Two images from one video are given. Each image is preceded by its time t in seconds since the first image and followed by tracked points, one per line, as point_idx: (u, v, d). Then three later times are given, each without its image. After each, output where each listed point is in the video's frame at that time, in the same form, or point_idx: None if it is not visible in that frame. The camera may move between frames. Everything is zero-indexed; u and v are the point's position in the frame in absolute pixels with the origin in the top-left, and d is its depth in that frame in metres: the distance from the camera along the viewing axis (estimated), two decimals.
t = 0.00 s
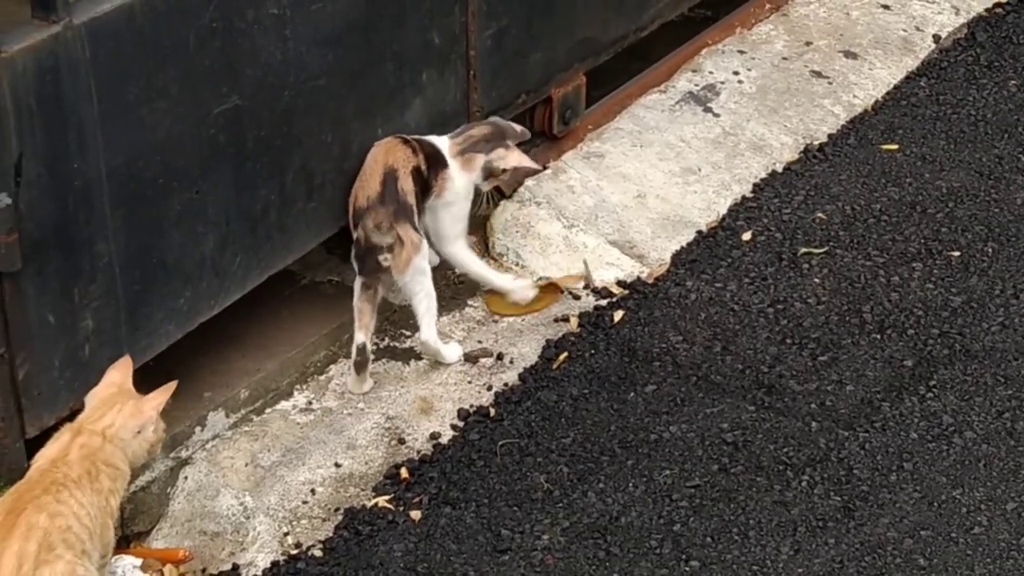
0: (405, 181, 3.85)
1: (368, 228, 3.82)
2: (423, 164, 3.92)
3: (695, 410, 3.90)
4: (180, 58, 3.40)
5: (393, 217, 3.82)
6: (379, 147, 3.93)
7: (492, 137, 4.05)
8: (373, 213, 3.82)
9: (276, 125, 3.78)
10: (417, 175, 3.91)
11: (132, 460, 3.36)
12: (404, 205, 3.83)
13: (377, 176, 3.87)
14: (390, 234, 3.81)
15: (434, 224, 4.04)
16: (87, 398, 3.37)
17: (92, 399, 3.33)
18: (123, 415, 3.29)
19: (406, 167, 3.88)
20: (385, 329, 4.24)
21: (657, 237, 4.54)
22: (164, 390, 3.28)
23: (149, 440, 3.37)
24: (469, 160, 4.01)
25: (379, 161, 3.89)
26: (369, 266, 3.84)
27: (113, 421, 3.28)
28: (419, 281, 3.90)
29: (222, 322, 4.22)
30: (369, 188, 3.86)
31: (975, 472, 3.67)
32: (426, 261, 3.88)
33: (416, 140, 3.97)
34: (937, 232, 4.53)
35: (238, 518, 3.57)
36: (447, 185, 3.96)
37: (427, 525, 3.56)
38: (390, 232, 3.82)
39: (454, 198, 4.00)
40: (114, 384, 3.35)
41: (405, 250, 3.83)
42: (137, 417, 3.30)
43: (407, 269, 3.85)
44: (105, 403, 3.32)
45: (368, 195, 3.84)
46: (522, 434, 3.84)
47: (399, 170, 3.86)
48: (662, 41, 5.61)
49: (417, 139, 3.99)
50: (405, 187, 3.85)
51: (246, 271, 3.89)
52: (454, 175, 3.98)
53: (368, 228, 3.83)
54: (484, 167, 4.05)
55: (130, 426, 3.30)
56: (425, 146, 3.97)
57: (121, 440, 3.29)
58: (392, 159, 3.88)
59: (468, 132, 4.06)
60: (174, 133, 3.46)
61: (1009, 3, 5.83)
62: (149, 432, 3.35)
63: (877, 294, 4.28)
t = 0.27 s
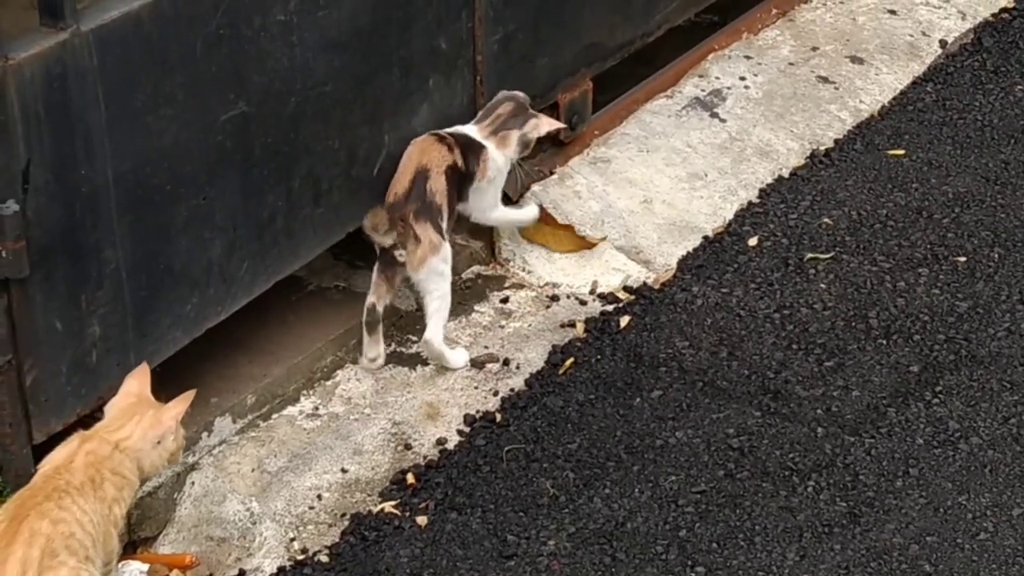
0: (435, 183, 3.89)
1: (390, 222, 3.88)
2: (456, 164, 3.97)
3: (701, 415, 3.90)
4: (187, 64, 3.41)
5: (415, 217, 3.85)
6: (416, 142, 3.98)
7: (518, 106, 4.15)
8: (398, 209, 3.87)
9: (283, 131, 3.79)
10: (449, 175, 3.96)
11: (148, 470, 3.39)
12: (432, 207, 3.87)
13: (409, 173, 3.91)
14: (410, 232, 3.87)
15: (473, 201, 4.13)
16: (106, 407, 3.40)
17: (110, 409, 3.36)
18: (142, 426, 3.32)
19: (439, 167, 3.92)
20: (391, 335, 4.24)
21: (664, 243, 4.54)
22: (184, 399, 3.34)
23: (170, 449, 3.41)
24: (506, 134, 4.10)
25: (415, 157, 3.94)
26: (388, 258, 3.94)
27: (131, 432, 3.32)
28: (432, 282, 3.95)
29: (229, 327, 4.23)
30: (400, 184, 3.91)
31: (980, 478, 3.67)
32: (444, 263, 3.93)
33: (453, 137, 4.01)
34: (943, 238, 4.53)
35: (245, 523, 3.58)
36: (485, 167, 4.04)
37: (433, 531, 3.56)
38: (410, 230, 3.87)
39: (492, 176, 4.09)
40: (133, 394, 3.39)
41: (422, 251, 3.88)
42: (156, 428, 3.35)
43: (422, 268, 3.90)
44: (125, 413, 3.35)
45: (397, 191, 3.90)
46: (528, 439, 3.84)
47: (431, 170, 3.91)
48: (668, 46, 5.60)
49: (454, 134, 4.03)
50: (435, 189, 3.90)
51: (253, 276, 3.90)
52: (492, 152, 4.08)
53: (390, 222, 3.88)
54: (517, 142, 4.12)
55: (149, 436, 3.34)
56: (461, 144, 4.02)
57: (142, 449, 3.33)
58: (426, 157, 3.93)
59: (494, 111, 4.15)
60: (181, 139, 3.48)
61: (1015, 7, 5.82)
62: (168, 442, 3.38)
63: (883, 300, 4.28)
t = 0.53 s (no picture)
0: (456, 163, 3.99)
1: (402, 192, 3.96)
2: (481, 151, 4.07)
3: (702, 424, 3.90)
4: (187, 74, 3.41)
5: (425, 193, 3.94)
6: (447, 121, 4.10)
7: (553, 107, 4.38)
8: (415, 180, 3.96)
9: (284, 140, 3.79)
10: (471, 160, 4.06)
11: (153, 481, 3.39)
12: (447, 185, 3.96)
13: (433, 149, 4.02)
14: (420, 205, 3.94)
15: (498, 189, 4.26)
16: (113, 420, 3.43)
17: (116, 420, 3.39)
18: (150, 436, 3.35)
19: (463, 150, 4.03)
20: (391, 344, 4.24)
21: (664, 250, 4.52)
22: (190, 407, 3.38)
23: (176, 460, 3.43)
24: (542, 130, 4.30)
25: (442, 135, 4.05)
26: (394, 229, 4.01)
27: (138, 442, 3.34)
28: (433, 262, 4.00)
29: (230, 335, 4.23)
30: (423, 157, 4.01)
31: (981, 486, 3.67)
32: (446, 247, 4.00)
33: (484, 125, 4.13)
34: (944, 245, 4.53)
35: (245, 532, 3.58)
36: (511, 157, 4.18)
37: (433, 540, 3.56)
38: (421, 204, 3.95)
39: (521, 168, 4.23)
40: (138, 404, 3.42)
41: (426, 229, 3.96)
42: (164, 438, 3.37)
43: (423, 246, 3.98)
44: (131, 425, 3.38)
45: (417, 164, 4.00)
46: (528, 447, 3.84)
47: (455, 150, 4.01)
48: (668, 53, 5.60)
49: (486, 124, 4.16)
50: (453, 169, 3.99)
51: (254, 285, 3.90)
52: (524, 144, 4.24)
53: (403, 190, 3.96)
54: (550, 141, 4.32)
55: (157, 447, 3.36)
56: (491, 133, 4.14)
57: (149, 459, 3.35)
58: (454, 136, 4.04)
59: (531, 109, 4.36)
60: (181, 148, 3.48)
61: (1016, 14, 5.81)
62: (176, 452, 3.41)
63: (883, 308, 4.27)
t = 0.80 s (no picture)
0: (466, 147, 4.02)
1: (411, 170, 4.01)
2: (497, 138, 4.09)
3: (707, 428, 3.89)
4: (190, 79, 3.40)
5: (435, 173, 3.97)
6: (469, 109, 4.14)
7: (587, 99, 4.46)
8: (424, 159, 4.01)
9: (287, 145, 3.78)
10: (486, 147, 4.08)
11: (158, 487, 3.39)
12: (455, 168, 3.99)
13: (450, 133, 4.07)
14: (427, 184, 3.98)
15: (522, 172, 4.25)
16: (116, 428, 3.41)
17: (121, 427, 3.38)
18: (154, 443, 3.33)
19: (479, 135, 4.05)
20: (395, 348, 4.22)
21: (669, 253, 4.51)
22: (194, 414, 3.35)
23: (182, 466, 3.41)
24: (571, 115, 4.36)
25: (459, 121, 4.09)
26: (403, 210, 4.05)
27: (143, 450, 3.32)
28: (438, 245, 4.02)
29: (235, 341, 4.23)
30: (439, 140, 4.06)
31: (988, 490, 3.66)
32: (454, 230, 4.01)
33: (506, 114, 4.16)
34: (949, 247, 4.51)
35: (250, 538, 3.57)
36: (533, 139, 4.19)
37: (438, 546, 3.55)
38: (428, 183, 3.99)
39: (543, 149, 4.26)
40: (142, 411, 3.41)
41: (434, 210, 3.98)
42: (169, 444, 3.35)
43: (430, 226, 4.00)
44: (135, 431, 3.36)
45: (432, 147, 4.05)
46: (533, 453, 3.83)
47: (468, 135, 4.04)
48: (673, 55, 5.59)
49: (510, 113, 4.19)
50: (464, 153, 4.02)
51: (258, 290, 3.89)
52: (552, 125, 4.27)
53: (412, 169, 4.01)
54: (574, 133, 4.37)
55: (162, 453, 3.34)
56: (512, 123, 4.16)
57: (154, 466, 3.34)
58: (471, 121, 4.08)
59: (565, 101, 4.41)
60: (184, 154, 3.47)
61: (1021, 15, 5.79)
62: (180, 458, 3.39)
63: (889, 310, 4.26)
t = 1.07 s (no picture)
0: (479, 170, 4.01)
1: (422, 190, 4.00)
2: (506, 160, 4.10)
3: (706, 449, 3.89)
4: (187, 102, 3.41)
5: (447, 195, 3.97)
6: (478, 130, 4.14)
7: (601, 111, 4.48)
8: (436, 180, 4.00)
9: (285, 167, 3.79)
10: (495, 169, 4.08)
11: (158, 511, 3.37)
12: (467, 190, 3.99)
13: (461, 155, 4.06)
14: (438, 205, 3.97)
15: (526, 192, 4.27)
16: (114, 449, 3.39)
17: (118, 450, 3.36)
18: (152, 466, 3.31)
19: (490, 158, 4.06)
20: (394, 370, 4.21)
21: (667, 274, 4.51)
22: (193, 435, 3.36)
23: (180, 488, 3.40)
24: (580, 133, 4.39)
25: (469, 142, 4.09)
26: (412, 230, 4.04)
27: (141, 473, 3.30)
28: (444, 264, 4.02)
29: (232, 363, 4.23)
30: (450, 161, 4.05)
31: (987, 511, 3.67)
32: (462, 251, 4.01)
33: (512, 135, 4.17)
34: (947, 268, 4.52)
35: (248, 561, 3.56)
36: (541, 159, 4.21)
37: (437, 568, 3.55)
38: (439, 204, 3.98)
39: (549, 167, 4.28)
40: (140, 434, 3.38)
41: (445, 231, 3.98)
42: (166, 467, 3.34)
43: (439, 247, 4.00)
44: (133, 454, 3.34)
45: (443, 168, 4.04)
46: (531, 474, 3.82)
47: (479, 157, 4.04)
48: (670, 77, 5.60)
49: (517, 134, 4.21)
50: (476, 175, 4.02)
51: (255, 313, 3.89)
52: (557, 144, 4.30)
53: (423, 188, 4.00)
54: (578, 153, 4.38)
55: (160, 476, 3.33)
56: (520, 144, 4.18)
57: (152, 489, 3.32)
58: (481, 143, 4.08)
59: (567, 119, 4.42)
60: (181, 176, 3.48)
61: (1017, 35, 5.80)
62: (179, 481, 3.38)
63: (887, 330, 4.26)
